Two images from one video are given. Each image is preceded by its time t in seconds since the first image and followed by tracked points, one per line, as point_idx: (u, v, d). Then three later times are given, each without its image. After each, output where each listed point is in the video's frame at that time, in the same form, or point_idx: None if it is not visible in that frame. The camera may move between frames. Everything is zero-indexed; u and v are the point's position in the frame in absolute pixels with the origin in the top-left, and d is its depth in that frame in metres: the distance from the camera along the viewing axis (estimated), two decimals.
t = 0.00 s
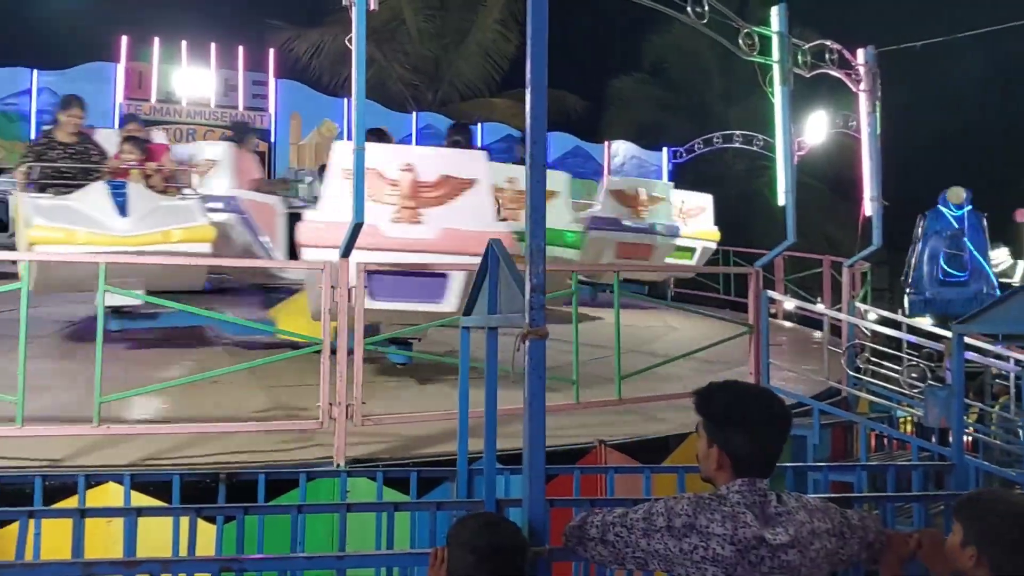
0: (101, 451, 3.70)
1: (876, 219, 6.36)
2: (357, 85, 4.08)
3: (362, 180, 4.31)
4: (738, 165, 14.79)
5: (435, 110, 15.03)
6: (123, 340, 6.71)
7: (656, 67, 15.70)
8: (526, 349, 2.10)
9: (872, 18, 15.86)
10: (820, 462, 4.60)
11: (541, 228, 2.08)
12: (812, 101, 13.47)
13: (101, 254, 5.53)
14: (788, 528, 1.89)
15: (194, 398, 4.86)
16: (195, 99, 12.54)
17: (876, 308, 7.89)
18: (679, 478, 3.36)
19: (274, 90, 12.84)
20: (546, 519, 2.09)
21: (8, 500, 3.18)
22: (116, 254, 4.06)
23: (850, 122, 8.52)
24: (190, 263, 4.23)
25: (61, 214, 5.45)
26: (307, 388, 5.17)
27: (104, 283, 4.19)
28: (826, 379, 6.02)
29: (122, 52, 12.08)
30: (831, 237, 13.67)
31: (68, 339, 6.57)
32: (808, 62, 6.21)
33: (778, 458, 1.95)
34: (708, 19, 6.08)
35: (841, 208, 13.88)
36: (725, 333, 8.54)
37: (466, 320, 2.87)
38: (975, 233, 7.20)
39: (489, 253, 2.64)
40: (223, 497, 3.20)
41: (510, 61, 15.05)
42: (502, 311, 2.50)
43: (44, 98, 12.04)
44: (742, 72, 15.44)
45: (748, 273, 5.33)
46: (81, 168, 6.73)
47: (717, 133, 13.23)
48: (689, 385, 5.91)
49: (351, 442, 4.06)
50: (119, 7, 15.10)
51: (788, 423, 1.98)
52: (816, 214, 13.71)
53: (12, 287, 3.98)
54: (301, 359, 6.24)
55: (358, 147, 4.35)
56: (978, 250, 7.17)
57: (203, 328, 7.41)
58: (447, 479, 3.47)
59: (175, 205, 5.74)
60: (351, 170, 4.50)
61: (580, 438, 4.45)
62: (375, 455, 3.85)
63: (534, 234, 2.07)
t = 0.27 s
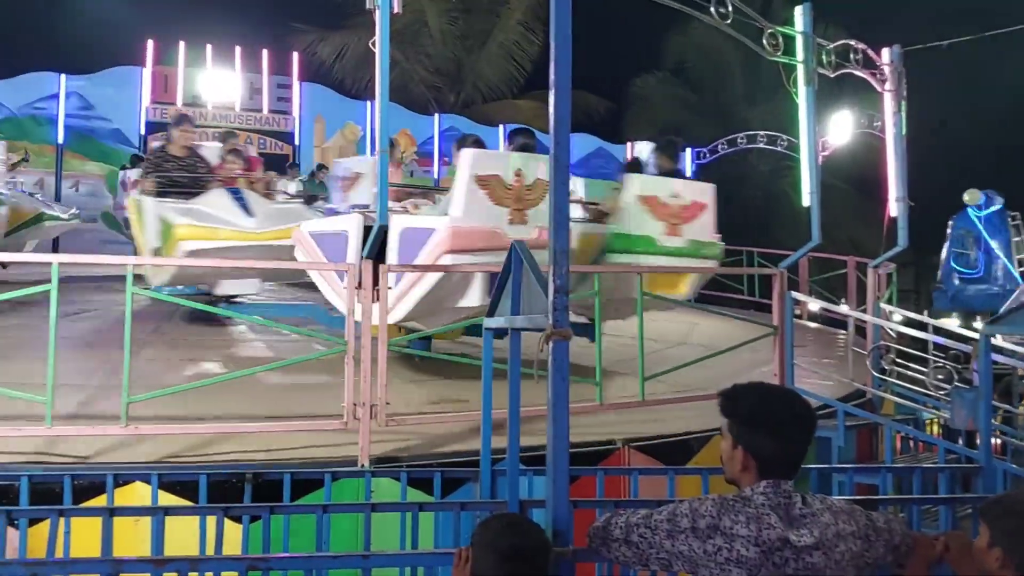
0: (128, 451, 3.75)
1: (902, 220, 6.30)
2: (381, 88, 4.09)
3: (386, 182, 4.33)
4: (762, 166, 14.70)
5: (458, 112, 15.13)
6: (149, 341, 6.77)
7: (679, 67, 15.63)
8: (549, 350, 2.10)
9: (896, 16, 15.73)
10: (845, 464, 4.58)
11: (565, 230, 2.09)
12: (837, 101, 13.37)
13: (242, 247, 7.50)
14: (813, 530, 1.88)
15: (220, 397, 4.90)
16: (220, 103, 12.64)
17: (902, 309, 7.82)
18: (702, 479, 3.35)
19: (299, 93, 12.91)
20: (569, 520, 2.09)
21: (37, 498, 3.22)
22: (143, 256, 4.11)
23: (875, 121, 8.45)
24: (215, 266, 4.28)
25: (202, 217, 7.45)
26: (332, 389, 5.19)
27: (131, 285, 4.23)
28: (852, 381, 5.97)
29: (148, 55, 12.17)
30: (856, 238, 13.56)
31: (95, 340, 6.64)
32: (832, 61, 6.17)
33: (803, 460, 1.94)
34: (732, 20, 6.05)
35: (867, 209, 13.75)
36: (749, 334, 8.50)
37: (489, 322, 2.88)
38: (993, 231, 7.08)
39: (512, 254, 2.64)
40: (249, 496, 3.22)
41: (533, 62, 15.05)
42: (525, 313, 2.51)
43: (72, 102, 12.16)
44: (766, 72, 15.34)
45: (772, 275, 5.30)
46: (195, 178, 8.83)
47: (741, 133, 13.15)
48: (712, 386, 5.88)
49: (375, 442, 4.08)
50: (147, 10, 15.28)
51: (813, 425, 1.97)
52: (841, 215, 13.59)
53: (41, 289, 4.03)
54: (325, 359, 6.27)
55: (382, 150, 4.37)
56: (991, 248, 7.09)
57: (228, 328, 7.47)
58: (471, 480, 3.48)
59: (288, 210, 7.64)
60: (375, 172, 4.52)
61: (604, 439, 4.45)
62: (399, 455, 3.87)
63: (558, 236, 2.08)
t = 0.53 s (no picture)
0: (158, 452, 3.79)
1: (929, 222, 6.25)
2: (406, 92, 4.12)
3: (411, 186, 4.36)
4: (787, 168, 14.63)
5: (482, 116, 15.03)
6: (177, 342, 6.84)
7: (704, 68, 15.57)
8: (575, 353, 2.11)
9: (924, 17, 15.60)
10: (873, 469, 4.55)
11: (590, 233, 2.09)
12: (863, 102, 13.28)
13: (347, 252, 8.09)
14: (841, 535, 1.88)
15: (247, 398, 4.94)
16: (246, 108, 12.83)
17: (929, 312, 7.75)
18: (728, 483, 3.34)
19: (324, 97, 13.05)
20: (595, 524, 2.10)
21: (68, 498, 3.26)
22: (171, 260, 4.15)
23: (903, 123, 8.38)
24: (243, 269, 4.32)
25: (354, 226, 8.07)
26: (356, 390, 5.21)
27: (160, 288, 4.28)
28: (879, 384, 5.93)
29: (175, 60, 12.32)
30: (882, 240, 13.47)
31: (124, 341, 6.71)
32: (859, 63, 6.13)
33: (830, 465, 1.94)
34: (757, 21, 6.03)
35: (894, 211, 13.64)
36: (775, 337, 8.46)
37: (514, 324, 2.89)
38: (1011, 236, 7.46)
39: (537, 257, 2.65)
40: (276, 497, 3.25)
41: (557, 65, 15.06)
42: (551, 316, 2.51)
43: (101, 108, 12.22)
44: (792, 74, 15.26)
45: (798, 277, 5.28)
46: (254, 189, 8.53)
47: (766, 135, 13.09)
48: (738, 389, 5.86)
49: (401, 444, 4.10)
50: (176, 17, 15.48)
51: (841, 430, 1.96)
52: (867, 218, 13.50)
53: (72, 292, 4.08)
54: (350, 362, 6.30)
55: (407, 153, 4.39)
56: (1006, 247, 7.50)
57: (254, 331, 7.53)
58: (496, 482, 3.49)
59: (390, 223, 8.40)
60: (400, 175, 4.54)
61: (628, 442, 4.45)
62: (424, 457, 3.89)
63: (583, 239, 2.08)
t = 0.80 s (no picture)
0: (193, 454, 3.83)
1: (963, 225, 6.17)
2: (436, 97, 4.14)
3: (441, 189, 4.38)
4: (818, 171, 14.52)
5: (511, 119, 15.14)
6: (211, 346, 6.92)
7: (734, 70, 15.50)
8: (606, 357, 2.11)
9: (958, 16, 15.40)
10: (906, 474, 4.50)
11: (620, 237, 2.09)
12: (896, 104, 13.14)
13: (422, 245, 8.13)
14: (874, 540, 1.86)
15: (279, 401, 4.98)
16: (278, 113, 12.94)
17: (964, 316, 7.66)
18: (759, 488, 3.32)
19: (354, 102, 13.10)
20: (627, 529, 2.10)
21: (106, 500, 3.31)
22: (205, 266, 4.20)
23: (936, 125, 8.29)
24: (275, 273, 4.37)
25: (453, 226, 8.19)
26: (386, 393, 5.24)
27: (195, 293, 4.33)
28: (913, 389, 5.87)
29: (208, 67, 12.45)
30: (915, 243, 13.34)
31: (158, 346, 6.80)
32: (891, 64, 6.07)
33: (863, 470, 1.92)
34: (788, 24, 5.99)
35: (928, 213, 13.48)
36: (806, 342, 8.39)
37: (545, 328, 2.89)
38: None
39: (567, 261, 2.66)
40: (308, 500, 3.28)
41: (586, 68, 15.05)
42: (580, 320, 2.52)
43: (135, 114, 12.38)
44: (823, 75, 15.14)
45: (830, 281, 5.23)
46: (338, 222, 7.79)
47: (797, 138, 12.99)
48: (769, 394, 5.82)
49: (431, 446, 4.12)
50: (210, 25, 15.66)
51: (876, 434, 1.95)
52: (900, 220, 13.36)
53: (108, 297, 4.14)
54: (381, 365, 6.34)
55: (436, 157, 4.41)
56: None
57: (286, 334, 7.60)
58: (525, 486, 3.50)
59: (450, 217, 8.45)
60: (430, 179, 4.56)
61: (659, 447, 4.44)
62: (454, 461, 3.91)
63: (613, 243, 2.08)
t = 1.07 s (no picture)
0: (229, 457, 3.88)
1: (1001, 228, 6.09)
2: (468, 103, 4.16)
3: (473, 194, 4.40)
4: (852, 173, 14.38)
5: (541, 123, 15.17)
6: (246, 350, 6.99)
7: (767, 72, 15.41)
8: (640, 362, 2.11)
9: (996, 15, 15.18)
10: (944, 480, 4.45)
11: (654, 241, 2.10)
12: (932, 105, 12.99)
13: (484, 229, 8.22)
14: (911, 548, 1.84)
15: (314, 405, 5.02)
16: (311, 119, 12.95)
17: (1003, 320, 7.55)
18: (794, 493, 3.30)
19: (385, 109, 13.18)
20: (661, 535, 2.10)
21: (145, 502, 3.36)
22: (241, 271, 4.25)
23: (973, 126, 8.18)
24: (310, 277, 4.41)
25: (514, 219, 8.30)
26: (419, 397, 5.26)
27: (231, 298, 4.38)
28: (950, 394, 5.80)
29: (242, 74, 12.58)
30: (952, 245, 13.18)
31: (194, 350, 6.88)
32: (926, 66, 6.00)
33: (902, 476, 1.91)
34: (821, 26, 5.95)
35: (966, 216, 13.30)
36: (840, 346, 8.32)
37: (577, 333, 2.90)
38: None
39: (600, 266, 2.66)
40: (343, 502, 3.31)
41: (617, 71, 15.02)
42: (614, 325, 2.52)
43: (171, 120, 12.55)
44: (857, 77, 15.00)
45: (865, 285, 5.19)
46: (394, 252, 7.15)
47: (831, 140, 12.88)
48: (803, 398, 5.78)
49: (464, 450, 4.14)
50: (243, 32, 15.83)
51: (914, 440, 1.94)
52: (936, 223, 13.19)
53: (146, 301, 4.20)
54: (413, 369, 6.38)
55: (468, 162, 4.43)
56: None
57: (320, 339, 7.66)
58: (558, 490, 3.50)
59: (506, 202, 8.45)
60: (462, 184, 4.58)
61: (692, 451, 4.42)
62: (487, 464, 3.92)
63: (647, 247, 2.09)
